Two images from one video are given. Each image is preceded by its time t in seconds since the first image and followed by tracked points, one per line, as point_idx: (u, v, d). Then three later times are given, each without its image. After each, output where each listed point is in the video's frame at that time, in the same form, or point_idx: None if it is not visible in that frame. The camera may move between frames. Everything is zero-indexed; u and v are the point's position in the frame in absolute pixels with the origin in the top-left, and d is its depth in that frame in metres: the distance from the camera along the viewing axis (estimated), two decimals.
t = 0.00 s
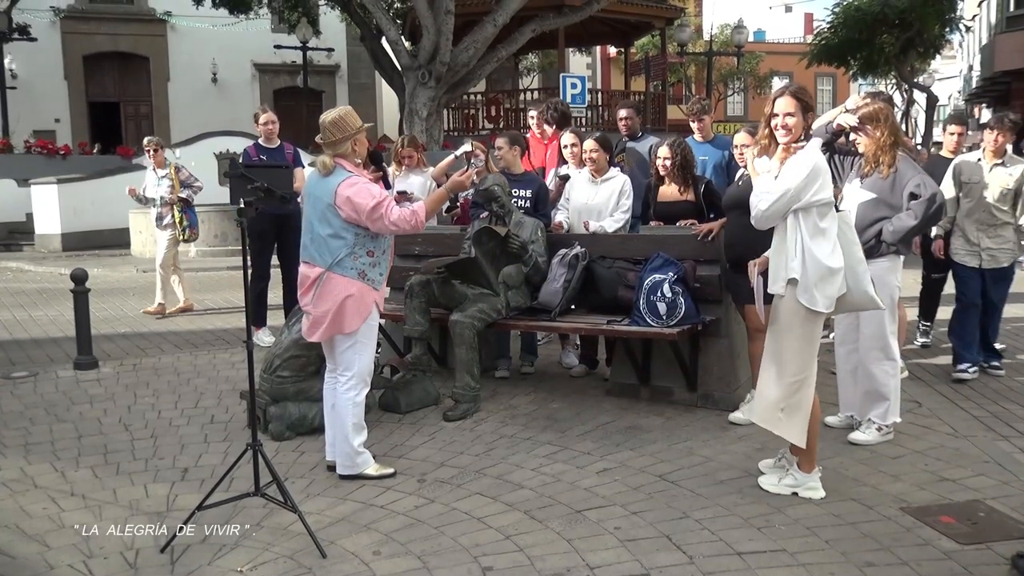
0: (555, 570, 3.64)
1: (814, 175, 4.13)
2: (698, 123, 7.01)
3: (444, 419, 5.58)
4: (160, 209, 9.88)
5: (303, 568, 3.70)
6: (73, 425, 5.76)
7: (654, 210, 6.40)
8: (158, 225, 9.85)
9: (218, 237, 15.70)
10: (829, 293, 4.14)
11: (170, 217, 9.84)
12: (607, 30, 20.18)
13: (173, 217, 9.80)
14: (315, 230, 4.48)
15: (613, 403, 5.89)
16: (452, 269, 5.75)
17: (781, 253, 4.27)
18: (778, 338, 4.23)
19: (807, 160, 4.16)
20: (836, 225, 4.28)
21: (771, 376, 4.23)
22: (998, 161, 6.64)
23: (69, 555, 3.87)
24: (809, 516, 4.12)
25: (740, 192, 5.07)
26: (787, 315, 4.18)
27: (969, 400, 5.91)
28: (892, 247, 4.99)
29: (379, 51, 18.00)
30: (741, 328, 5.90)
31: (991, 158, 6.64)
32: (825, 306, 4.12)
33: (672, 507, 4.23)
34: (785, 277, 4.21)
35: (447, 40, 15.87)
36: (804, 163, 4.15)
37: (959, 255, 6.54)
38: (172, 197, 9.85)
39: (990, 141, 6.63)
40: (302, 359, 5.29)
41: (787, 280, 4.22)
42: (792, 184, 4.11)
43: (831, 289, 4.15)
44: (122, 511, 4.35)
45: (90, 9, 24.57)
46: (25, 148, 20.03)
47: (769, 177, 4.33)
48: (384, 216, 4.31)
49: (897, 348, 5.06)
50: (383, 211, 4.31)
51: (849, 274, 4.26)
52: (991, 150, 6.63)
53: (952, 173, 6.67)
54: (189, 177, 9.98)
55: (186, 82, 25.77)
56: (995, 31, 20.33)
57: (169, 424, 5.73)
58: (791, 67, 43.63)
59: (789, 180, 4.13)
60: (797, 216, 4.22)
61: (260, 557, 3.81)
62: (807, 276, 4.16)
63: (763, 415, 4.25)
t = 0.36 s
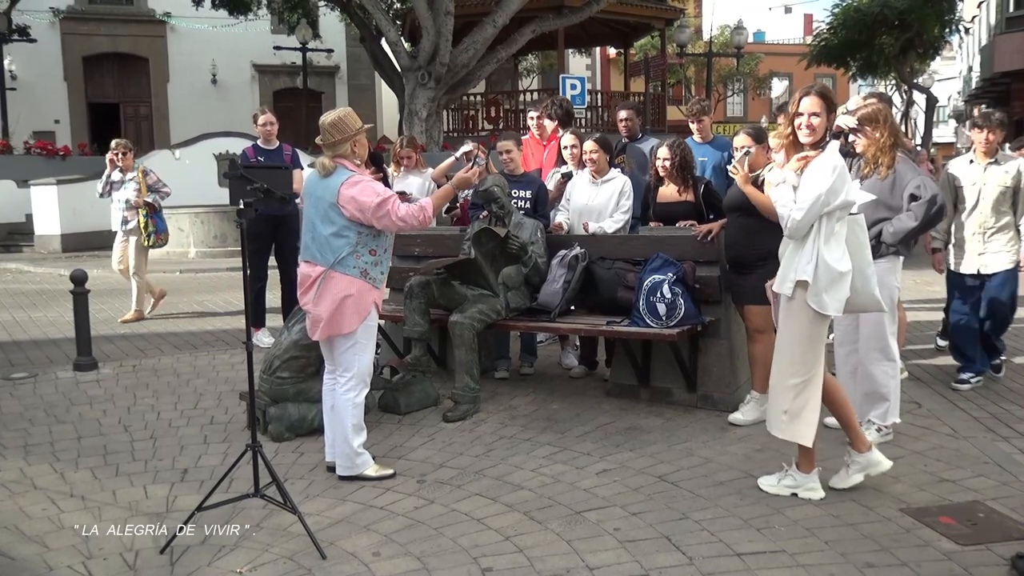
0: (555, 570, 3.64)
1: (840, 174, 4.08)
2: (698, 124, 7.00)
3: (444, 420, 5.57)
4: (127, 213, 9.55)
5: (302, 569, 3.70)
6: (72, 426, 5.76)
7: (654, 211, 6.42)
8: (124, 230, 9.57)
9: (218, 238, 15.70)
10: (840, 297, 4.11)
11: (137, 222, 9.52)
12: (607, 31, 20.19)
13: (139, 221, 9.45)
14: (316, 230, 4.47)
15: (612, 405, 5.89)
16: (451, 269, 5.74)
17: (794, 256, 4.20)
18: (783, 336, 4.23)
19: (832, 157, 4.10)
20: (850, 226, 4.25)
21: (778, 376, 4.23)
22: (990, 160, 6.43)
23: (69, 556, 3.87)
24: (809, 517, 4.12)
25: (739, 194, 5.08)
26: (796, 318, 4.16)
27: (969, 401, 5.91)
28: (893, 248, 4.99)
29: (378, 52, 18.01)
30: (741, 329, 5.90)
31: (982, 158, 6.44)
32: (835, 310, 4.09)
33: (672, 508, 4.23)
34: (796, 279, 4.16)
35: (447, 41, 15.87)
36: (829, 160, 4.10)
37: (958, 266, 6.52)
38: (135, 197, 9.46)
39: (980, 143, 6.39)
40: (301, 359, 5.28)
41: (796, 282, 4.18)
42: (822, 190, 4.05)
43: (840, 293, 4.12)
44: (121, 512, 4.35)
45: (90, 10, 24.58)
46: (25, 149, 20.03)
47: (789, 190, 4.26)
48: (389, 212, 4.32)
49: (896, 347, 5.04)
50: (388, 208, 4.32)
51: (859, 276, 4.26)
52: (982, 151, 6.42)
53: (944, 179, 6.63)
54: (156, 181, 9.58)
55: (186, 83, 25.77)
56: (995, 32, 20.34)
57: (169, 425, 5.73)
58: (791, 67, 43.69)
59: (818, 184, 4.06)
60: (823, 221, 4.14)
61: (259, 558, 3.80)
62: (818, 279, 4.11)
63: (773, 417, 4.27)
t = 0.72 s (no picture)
0: (554, 573, 3.64)
1: (878, 173, 4.11)
2: (697, 125, 6.98)
3: (444, 422, 5.57)
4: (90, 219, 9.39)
5: (302, 571, 3.70)
6: (72, 428, 5.76)
7: (654, 213, 6.42)
8: (91, 235, 9.39)
9: (217, 240, 15.69)
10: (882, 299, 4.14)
11: (104, 227, 9.38)
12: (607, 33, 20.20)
13: (106, 226, 9.33)
14: (319, 230, 4.47)
15: (612, 407, 5.89)
16: (451, 271, 5.74)
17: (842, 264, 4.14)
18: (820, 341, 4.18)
19: (867, 155, 4.14)
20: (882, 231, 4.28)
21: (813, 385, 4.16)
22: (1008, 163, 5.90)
23: (68, 558, 3.87)
24: (809, 518, 4.12)
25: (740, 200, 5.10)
26: (844, 324, 4.11)
27: (970, 403, 5.92)
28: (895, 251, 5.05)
29: (378, 54, 18.03)
30: (741, 331, 5.90)
31: (998, 161, 5.94)
32: (879, 313, 4.13)
33: (672, 510, 4.23)
34: (850, 285, 4.10)
35: (447, 43, 15.88)
36: (866, 162, 4.12)
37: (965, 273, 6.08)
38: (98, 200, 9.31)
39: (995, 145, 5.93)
40: (302, 361, 5.28)
41: (848, 289, 4.11)
42: (865, 193, 4.06)
43: (883, 297, 4.15)
44: (121, 514, 4.35)
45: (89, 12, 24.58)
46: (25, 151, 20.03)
47: (827, 200, 4.23)
48: (395, 214, 4.35)
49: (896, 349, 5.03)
50: (394, 209, 4.35)
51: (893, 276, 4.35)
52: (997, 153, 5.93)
53: (953, 183, 6.25)
54: (122, 184, 9.51)
55: (186, 85, 25.77)
56: (994, 33, 20.34)
57: (169, 427, 5.73)
58: (791, 69, 43.72)
59: (859, 188, 4.07)
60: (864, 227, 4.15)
61: (259, 560, 3.80)
62: (869, 284, 4.11)
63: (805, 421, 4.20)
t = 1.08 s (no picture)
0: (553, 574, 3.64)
1: (901, 172, 4.11)
2: (697, 126, 6.98)
3: (443, 423, 5.57)
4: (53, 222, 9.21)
5: (302, 572, 3.69)
6: (71, 429, 5.75)
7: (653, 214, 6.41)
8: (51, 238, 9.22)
9: (217, 241, 15.68)
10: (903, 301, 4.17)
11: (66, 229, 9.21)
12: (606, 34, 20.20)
13: (69, 229, 9.18)
14: (325, 231, 4.45)
15: (612, 407, 5.89)
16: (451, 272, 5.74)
17: (868, 264, 4.14)
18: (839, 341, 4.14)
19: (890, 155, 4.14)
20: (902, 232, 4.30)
21: (835, 387, 4.10)
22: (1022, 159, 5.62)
23: (68, 559, 3.86)
24: (809, 519, 4.11)
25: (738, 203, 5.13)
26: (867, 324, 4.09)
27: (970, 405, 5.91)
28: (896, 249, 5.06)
29: (378, 55, 18.04)
30: (741, 332, 5.90)
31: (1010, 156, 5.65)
32: (902, 314, 4.17)
33: (671, 511, 4.23)
34: (876, 286, 4.09)
35: (447, 45, 15.89)
36: (890, 162, 4.11)
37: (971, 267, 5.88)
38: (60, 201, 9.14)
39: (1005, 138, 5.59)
40: (301, 362, 5.28)
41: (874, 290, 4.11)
42: (890, 193, 4.05)
43: (906, 298, 4.18)
44: (121, 515, 4.35)
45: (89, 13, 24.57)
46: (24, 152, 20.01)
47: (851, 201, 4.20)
48: (398, 226, 4.37)
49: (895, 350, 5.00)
50: (398, 220, 4.37)
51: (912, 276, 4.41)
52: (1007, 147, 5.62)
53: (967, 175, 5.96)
54: (86, 187, 9.41)
55: (185, 86, 25.77)
56: (993, 35, 20.36)
57: (168, 429, 5.73)
58: (790, 71, 43.74)
59: (884, 188, 4.07)
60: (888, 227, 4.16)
61: (259, 561, 3.80)
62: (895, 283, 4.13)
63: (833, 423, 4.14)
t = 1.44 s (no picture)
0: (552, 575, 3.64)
1: (915, 173, 4.00)
2: (697, 127, 6.97)
3: (443, 424, 5.57)
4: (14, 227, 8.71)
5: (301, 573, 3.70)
6: (71, 430, 5.75)
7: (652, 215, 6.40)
8: (15, 244, 8.74)
9: (216, 242, 15.68)
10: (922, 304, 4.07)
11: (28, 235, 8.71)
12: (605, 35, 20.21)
13: (31, 236, 8.66)
14: (326, 231, 4.44)
15: (612, 408, 5.89)
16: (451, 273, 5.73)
17: (881, 268, 4.07)
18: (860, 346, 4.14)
19: (904, 157, 4.03)
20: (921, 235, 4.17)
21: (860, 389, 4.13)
22: (1012, 158, 5.60)
23: (67, 560, 3.86)
24: (808, 521, 4.11)
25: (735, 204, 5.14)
26: (886, 329, 4.03)
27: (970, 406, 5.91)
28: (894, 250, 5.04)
29: (378, 56, 18.05)
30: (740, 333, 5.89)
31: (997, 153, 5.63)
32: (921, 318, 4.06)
33: (671, 512, 4.22)
34: (889, 291, 4.02)
35: (446, 46, 15.89)
36: (903, 164, 4.00)
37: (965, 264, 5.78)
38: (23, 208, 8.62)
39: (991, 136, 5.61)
40: (300, 363, 5.28)
41: (887, 294, 4.04)
42: (901, 196, 3.96)
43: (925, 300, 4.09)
44: (120, 516, 4.35)
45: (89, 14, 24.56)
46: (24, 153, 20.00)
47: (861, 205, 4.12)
48: (397, 232, 4.41)
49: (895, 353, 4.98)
50: (399, 225, 4.40)
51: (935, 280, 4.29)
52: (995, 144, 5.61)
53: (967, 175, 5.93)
54: (50, 191, 8.83)
55: (185, 87, 25.77)
56: (993, 36, 20.38)
57: (168, 429, 5.73)
58: (789, 71, 43.76)
59: (897, 192, 3.97)
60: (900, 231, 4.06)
61: (258, 562, 3.80)
62: (907, 287, 4.03)
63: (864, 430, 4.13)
